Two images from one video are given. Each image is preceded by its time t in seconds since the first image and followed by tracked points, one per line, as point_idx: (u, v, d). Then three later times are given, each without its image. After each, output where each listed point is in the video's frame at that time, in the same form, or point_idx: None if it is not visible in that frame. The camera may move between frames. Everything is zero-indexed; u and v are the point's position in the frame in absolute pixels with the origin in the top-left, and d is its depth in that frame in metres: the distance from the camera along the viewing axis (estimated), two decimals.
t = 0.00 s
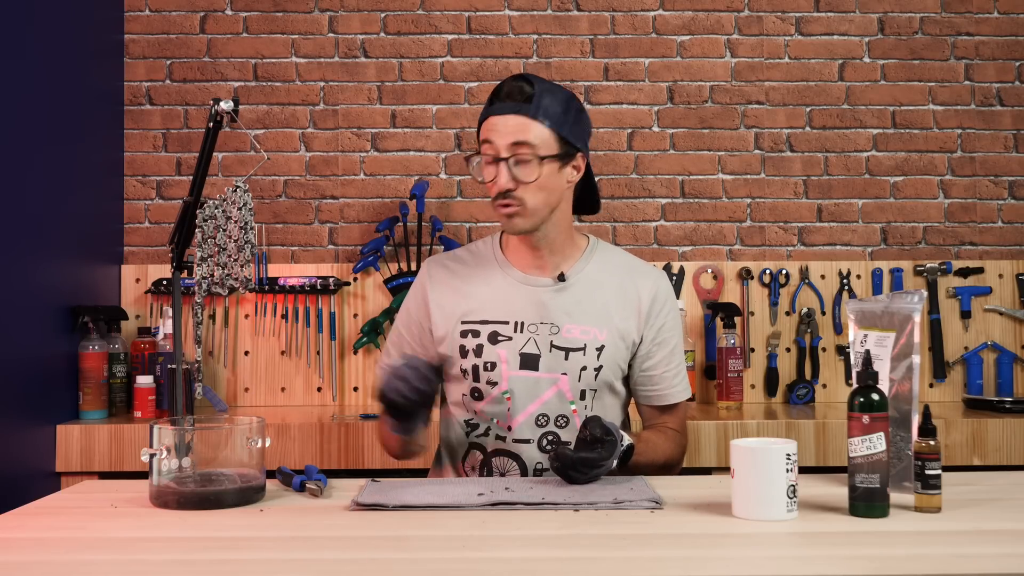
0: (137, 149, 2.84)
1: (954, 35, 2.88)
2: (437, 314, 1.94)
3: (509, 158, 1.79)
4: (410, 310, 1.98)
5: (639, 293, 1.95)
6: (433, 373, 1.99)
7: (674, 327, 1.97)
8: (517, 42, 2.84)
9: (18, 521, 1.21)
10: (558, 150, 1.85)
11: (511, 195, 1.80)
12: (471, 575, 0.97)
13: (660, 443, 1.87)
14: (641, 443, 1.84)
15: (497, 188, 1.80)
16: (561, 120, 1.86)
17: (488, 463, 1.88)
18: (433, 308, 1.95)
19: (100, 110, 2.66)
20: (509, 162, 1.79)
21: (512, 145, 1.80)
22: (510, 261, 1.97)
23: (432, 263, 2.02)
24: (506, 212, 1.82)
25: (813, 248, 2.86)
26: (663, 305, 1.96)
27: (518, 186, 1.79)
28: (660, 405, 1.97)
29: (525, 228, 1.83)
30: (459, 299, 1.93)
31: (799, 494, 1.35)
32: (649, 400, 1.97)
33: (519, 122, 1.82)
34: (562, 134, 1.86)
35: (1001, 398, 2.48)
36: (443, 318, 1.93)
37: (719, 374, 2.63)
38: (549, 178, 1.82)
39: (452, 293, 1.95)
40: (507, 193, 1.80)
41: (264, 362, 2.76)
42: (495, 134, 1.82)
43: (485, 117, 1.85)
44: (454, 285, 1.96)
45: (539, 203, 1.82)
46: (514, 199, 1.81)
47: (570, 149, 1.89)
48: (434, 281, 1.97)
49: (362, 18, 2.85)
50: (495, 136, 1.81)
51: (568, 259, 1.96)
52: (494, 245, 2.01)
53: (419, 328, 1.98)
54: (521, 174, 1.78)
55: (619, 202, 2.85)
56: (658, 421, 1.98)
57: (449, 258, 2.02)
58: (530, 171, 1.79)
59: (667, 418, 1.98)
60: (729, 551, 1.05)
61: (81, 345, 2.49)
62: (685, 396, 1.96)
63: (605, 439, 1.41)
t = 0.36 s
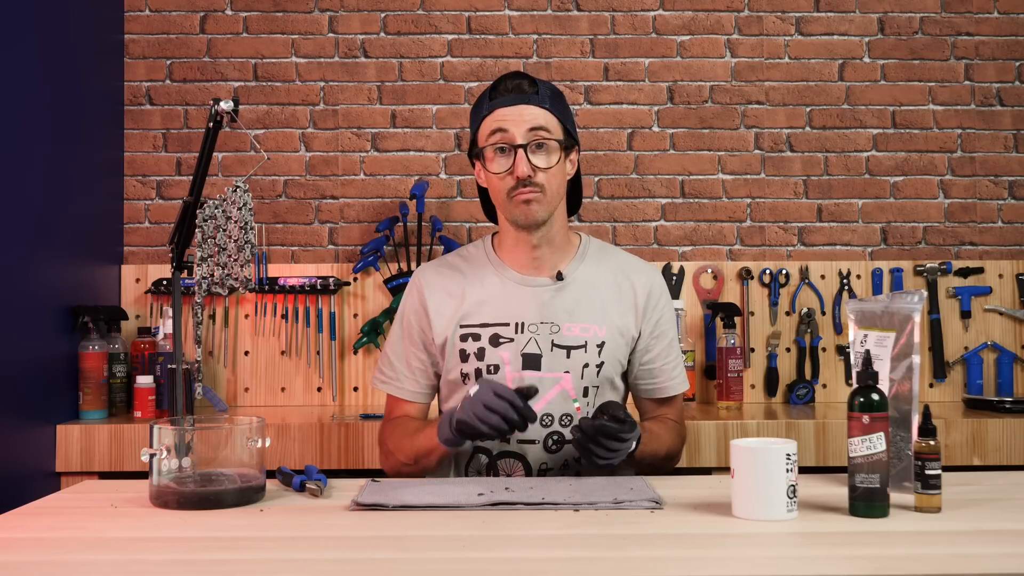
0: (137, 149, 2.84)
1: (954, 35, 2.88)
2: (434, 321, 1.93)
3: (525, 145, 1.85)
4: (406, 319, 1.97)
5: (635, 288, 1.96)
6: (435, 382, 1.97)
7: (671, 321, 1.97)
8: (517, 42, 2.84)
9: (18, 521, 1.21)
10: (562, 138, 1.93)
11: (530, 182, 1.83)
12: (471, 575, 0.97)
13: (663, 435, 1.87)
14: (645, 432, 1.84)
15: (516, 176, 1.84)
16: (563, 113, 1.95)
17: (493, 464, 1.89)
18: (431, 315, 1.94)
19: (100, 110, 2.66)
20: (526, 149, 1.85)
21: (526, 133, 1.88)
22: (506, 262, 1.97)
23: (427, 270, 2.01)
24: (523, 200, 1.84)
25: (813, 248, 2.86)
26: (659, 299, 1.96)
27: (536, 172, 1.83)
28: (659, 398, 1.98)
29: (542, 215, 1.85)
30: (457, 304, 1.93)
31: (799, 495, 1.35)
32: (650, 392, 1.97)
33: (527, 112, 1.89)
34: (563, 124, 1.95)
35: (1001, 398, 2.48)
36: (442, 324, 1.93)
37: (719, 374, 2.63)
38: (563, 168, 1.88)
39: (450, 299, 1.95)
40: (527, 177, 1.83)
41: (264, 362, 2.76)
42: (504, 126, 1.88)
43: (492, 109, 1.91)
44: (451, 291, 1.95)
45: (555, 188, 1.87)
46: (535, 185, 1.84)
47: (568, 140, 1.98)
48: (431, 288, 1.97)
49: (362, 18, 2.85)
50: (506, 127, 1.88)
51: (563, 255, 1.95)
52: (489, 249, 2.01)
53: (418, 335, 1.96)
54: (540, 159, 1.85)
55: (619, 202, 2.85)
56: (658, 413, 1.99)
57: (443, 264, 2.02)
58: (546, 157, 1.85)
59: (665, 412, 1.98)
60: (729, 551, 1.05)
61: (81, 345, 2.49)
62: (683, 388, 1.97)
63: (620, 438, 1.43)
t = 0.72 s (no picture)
0: (137, 149, 2.84)
1: (954, 35, 2.88)
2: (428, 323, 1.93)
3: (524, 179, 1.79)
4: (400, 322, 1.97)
5: (626, 285, 1.96)
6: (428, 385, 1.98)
7: (662, 316, 1.96)
8: (517, 42, 2.84)
9: (18, 521, 1.21)
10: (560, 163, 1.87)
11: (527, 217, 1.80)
12: (471, 575, 0.97)
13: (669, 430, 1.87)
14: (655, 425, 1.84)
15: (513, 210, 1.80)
16: (562, 137, 1.86)
17: (491, 463, 1.88)
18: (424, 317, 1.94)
19: (100, 110, 2.65)
20: (525, 183, 1.79)
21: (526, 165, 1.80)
22: (497, 264, 1.97)
23: (418, 274, 2.01)
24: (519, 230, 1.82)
25: (813, 248, 2.86)
26: (649, 295, 1.96)
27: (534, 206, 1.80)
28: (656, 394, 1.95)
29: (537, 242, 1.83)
30: (450, 306, 1.93)
31: (800, 494, 1.35)
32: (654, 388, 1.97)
33: (528, 141, 1.80)
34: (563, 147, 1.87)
35: (1001, 398, 2.48)
36: (435, 326, 1.93)
37: (719, 374, 2.63)
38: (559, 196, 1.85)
39: (441, 301, 1.94)
40: (523, 211, 1.79)
41: (264, 362, 2.76)
42: (503, 155, 1.80)
43: (485, 137, 1.82)
44: (443, 293, 1.95)
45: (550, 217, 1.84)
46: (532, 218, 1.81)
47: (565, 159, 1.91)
48: (422, 291, 1.97)
49: (362, 18, 2.85)
50: (503, 157, 1.80)
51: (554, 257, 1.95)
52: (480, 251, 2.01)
53: (414, 335, 1.96)
54: (540, 193, 1.80)
55: (619, 202, 2.85)
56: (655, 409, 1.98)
57: (434, 267, 2.02)
58: (545, 190, 1.81)
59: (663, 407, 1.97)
60: (729, 551, 1.05)
61: (81, 345, 2.49)
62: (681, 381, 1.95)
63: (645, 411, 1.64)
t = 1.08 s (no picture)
0: (137, 149, 2.84)
1: (954, 35, 2.88)
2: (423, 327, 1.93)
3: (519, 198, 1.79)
4: (395, 326, 1.97)
5: (618, 287, 1.96)
6: (429, 392, 2.00)
7: (654, 319, 1.97)
8: (517, 42, 2.84)
9: (18, 522, 1.21)
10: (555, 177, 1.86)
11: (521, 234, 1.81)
12: (471, 575, 0.97)
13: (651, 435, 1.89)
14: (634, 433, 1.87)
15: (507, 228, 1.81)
16: (559, 151, 1.84)
17: (485, 464, 1.86)
18: (418, 322, 1.93)
19: (100, 110, 2.65)
20: (521, 203, 1.79)
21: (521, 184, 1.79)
22: (490, 268, 1.98)
23: (409, 282, 1.99)
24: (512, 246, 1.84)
25: (813, 248, 2.86)
26: (641, 297, 1.96)
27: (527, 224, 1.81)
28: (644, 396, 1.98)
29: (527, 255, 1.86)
30: (442, 311, 1.93)
31: (800, 495, 1.35)
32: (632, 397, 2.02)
33: (525, 161, 1.78)
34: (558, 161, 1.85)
35: (1001, 398, 2.48)
36: (430, 331, 1.92)
37: (719, 374, 2.63)
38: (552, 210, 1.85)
39: (434, 306, 1.94)
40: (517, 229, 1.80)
41: (264, 362, 2.76)
42: (498, 174, 1.78)
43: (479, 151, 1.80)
44: (435, 298, 1.95)
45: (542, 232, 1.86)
46: (524, 236, 1.82)
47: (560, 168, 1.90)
48: (414, 296, 1.96)
49: (362, 18, 2.85)
50: (497, 176, 1.78)
51: (545, 259, 1.96)
52: (472, 255, 2.01)
53: (410, 339, 1.95)
54: (533, 211, 1.80)
55: (619, 202, 2.85)
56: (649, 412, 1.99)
57: (427, 273, 2.01)
58: (539, 207, 1.81)
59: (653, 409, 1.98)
60: (729, 551, 1.05)
61: (81, 345, 2.49)
62: (671, 381, 1.97)
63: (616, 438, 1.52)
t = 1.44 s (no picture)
0: (137, 149, 2.84)
1: (954, 35, 2.88)
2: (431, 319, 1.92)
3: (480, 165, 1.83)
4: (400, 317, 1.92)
5: (621, 267, 1.94)
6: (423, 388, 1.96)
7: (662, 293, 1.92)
8: (517, 42, 2.84)
9: (18, 521, 1.21)
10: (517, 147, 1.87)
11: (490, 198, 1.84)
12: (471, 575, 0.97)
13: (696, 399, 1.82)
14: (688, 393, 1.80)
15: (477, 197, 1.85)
16: (515, 121, 1.87)
17: (502, 451, 1.87)
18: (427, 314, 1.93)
19: (100, 111, 2.66)
20: (482, 168, 1.83)
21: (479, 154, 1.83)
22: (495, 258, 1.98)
23: (421, 268, 2.01)
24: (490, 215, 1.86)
25: (814, 248, 2.86)
26: (646, 274, 1.93)
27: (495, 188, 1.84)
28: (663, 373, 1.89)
29: (513, 224, 1.88)
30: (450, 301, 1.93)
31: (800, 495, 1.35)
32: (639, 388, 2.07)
33: (479, 132, 1.83)
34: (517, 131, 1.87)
35: (1001, 398, 2.48)
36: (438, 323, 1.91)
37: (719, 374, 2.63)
38: (522, 174, 1.86)
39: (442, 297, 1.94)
40: (485, 195, 1.84)
41: (264, 362, 2.76)
42: (457, 152, 1.84)
43: (445, 136, 1.86)
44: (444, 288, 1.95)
45: (518, 197, 1.86)
46: (496, 201, 1.85)
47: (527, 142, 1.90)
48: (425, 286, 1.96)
49: (362, 18, 2.85)
50: (457, 153, 1.84)
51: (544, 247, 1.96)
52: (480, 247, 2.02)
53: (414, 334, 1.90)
54: (494, 174, 1.83)
55: (619, 201, 2.85)
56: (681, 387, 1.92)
57: (438, 263, 2.02)
58: (502, 170, 1.83)
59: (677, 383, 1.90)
60: (730, 551, 1.05)
61: (81, 345, 2.49)
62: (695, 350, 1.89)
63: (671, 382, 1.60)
